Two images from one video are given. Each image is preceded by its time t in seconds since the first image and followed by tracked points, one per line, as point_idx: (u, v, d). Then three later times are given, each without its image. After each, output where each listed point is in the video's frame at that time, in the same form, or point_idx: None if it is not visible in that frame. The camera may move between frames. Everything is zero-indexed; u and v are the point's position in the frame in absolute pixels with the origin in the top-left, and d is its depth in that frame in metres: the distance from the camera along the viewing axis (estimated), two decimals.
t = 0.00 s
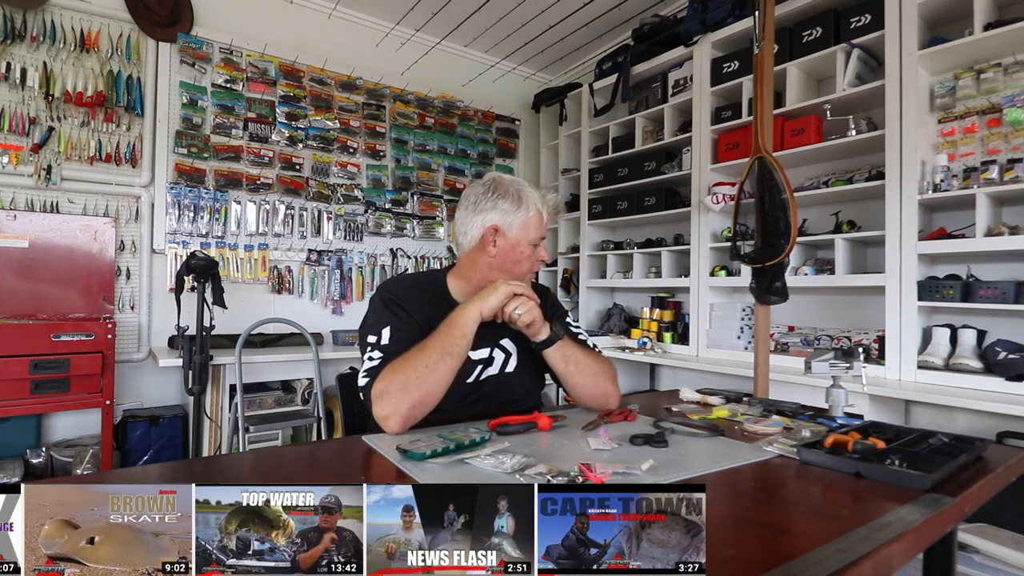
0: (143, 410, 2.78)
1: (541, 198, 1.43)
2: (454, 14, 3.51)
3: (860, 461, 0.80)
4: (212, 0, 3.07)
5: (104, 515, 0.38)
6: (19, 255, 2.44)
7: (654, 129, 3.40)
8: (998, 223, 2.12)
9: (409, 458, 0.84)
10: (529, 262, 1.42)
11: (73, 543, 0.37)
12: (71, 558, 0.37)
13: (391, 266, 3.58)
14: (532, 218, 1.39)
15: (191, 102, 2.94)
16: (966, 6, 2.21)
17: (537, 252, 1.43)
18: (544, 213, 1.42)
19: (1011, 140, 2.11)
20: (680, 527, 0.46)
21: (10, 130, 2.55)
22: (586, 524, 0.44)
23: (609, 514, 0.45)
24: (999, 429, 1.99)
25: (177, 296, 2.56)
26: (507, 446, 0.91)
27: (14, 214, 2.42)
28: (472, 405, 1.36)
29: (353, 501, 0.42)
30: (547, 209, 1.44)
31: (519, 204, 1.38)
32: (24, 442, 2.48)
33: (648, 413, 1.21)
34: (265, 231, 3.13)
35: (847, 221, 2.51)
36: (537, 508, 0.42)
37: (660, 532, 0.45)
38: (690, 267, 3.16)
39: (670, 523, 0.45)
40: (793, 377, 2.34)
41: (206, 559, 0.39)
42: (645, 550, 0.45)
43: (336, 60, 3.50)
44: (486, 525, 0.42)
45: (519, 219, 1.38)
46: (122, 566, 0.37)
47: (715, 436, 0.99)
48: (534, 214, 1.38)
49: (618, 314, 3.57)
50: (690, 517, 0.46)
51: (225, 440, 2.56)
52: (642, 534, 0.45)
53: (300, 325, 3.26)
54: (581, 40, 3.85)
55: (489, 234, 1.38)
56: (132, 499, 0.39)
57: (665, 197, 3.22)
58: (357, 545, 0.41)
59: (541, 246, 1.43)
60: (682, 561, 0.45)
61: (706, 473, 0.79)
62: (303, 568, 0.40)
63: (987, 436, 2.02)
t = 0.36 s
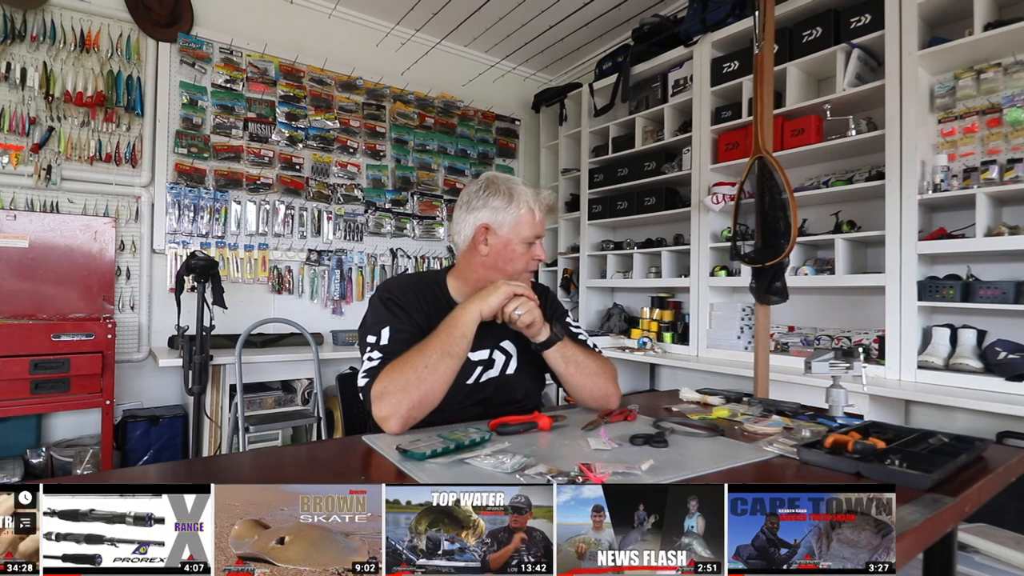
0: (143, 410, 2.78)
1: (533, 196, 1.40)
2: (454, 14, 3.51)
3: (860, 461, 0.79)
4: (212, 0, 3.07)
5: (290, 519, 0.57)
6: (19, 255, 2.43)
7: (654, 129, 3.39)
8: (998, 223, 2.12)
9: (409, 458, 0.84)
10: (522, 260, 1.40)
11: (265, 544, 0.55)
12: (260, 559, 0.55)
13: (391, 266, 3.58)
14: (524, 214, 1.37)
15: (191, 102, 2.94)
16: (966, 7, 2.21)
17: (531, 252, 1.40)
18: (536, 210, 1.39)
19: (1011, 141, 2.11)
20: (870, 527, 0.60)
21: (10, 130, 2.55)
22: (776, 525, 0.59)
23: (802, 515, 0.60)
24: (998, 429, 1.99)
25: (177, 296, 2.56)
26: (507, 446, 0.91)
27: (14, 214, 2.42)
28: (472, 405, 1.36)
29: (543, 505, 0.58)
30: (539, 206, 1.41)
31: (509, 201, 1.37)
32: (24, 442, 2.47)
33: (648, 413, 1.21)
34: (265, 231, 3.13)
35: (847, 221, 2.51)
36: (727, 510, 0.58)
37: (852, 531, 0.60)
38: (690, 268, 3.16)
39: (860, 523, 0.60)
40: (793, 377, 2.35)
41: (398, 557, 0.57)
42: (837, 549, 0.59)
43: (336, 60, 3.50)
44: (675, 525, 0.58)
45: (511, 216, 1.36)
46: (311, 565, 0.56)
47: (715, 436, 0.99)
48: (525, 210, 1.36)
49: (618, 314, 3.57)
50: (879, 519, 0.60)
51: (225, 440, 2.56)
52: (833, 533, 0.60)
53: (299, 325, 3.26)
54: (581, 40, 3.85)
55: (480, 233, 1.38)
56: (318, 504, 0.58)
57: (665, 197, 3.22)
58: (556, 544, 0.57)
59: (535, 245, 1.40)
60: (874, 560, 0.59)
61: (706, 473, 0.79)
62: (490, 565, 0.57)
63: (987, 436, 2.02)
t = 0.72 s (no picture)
0: (143, 410, 2.78)
1: (523, 190, 1.38)
2: (454, 14, 3.51)
3: (859, 461, 0.78)
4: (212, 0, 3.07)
5: (419, 519, 0.60)
6: (19, 255, 2.43)
7: (654, 129, 3.39)
8: (998, 223, 2.12)
9: (409, 458, 0.84)
10: (513, 258, 1.38)
11: (395, 544, 0.58)
12: (389, 559, 0.58)
13: (391, 266, 3.58)
14: (515, 211, 1.35)
15: (191, 102, 2.94)
16: (966, 7, 2.21)
17: (520, 250, 1.37)
18: (524, 208, 1.36)
19: (1011, 140, 2.11)
20: (1001, 527, 0.62)
21: (10, 130, 2.55)
22: (906, 525, 0.61)
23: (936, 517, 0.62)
24: (998, 429, 1.99)
25: (177, 296, 2.56)
26: (507, 446, 0.91)
27: (14, 214, 2.42)
28: (472, 405, 1.36)
29: (672, 505, 0.59)
30: (528, 204, 1.37)
31: (498, 197, 1.37)
32: (24, 442, 2.47)
33: (648, 413, 1.21)
34: (265, 231, 3.13)
35: (847, 221, 2.51)
36: (857, 511, 0.60)
37: (984, 531, 0.62)
38: (690, 268, 3.16)
39: (992, 522, 0.62)
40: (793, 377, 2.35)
41: (528, 557, 0.58)
42: (967, 548, 0.61)
43: (337, 60, 3.50)
44: (805, 526, 0.60)
45: (500, 211, 1.36)
46: (441, 566, 0.57)
47: (715, 436, 0.99)
48: (514, 207, 1.35)
49: (618, 314, 3.56)
50: (1010, 519, 0.62)
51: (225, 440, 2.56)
52: (966, 535, 0.62)
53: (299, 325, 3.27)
54: (581, 40, 3.85)
55: (470, 231, 1.39)
56: (448, 504, 0.60)
57: (665, 197, 3.22)
58: (686, 544, 0.59)
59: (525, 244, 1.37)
60: (1004, 560, 0.62)
61: (706, 473, 0.79)
62: (623, 566, 0.58)
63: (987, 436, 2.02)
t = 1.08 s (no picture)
0: (143, 410, 2.78)
1: (506, 186, 1.35)
2: (454, 14, 3.51)
3: (860, 461, 0.78)
4: (212, 0, 3.07)
5: (419, 520, 0.60)
6: (19, 255, 2.43)
7: (654, 129, 3.39)
8: (998, 223, 2.12)
9: (410, 458, 0.84)
10: (496, 257, 1.34)
11: (395, 544, 0.58)
12: (390, 559, 0.58)
13: (391, 266, 3.58)
14: (495, 208, 1.33)
15: (191, 102, 2.94)
16: (966, 7, 2.21)
17: (503, 248, 1.33)
18: (504, 204, 1.33)
19: (1011, 141, 2.11)
20: (1000, 527, 0.62)
21: (10, 130, 2.55)
22: (906, 525, 0.61)
23: (935, 516, 0.62)
24: (998, 429, 1.99)
25: (177, 296, 2.56)
26: (507, 446, 0.91)
27: (14, 214, 2.42)
28: (473, 405, 1.36)
29: (673, 505, 0.59)
30: (510, 200, 1.34)
31: (483, 191, 1.36)
32: (24, 442, 2.47)
33: (648, 413, 1.21)
34: (265, 231, 3.13)
35: (847, 221, 2.51)
36: (857, 511, 0.60)
37: (982, 531, 0.62)
38: (690, 268, 3.16)
39: (991, 522, 0.62)
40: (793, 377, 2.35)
41: (528, 557, 0.58)
42: (967, 549, 0.61)
43: (336, 60, 3.50)
44: (805, 526, 0.60)
45: (482, 208, 1.35)
46: (441, 566, 0.57)
47: (715, 436, 0.99)
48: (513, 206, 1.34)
49: (618, 314, 3.56)
50: (1009, 519, 0.62)
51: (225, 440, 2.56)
52: (965, 534, 0.62)
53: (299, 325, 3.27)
54: (581, 40, 3.85)
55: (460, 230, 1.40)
56: (448, 504, 0.60)
57: (665, 197, 3.22)
58: (686, 543, 0.59)
59: (507, 242, 1.33)
60: (1003, 560, 0.62)
61: (706, 473, 0.79)
62: (622, 566, 0.58)
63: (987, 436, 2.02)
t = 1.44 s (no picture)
0: (143, 410, 2.78)
1: (506, 185, 1.35)
2: (454, 14, 3.51)
3: (860, 461, 0.78)
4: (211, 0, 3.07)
5: (420, 520, 0.60)
6: (19, 255, 2.43)
7: (654, 129, 3.39)
8: (998, 223, 2.12)
9: (410, 458, 0.84)
10: (496, 259, 1.35)
11: (396, 544, 0.58)
12: (389, 559, 0.58)
13: (391, 266, 3.59)
14: (496, 208, 1.33)
15: (191, 102, 2.94)
16: (966, 7, 2.21)
17: (503, 248, 1.34)
18: (505, 204, 1.33)
19: (1011, 140, 2.11)
20: (1000, 527, 0.61)
21: (10, 130, 2.55)
22: (907, 525, 0.61)
23: (933, 516, 0.62)
24: (998, 429, 1.99)
25: (177, 296, 2.55)
26: (507, 446, 0.91)
27: (14, 214, 2.42)
28: (473, 405, 1.36)
29: (673, 505, 0.59)
30: (511, 199, 1.34)
31: (483, 191, 1.36)
32: (23, 442, 2.47)
33: (648, 413, 1.21)
34: (265, 231, 3.13)
35: (847, 221, 2.51)
36: (858, 511, 0.60)
37: (982, 531, 0.62)
38: (690, 268, 3.16)
39: (990, 522, 0.62)
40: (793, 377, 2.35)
41: (528, 557, 0.58)
42: (968, 549, 0.61)
43: (336, 60, 3.50)
44: (806, 526, 0.60)
45: (483, 208, 1.34)
46: (441, 565, 0.58)
47: (714, 436, 0.99)
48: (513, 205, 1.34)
49: (618, 314, 3.56)
50: (1010, 519, 0.61)
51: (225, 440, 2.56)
52: (965, 534, 0.62)
53: (299, 325, 3.26)
54: (581, 40, 3.85)
55: (460, 230, 1.40)
56: (448, 504, 0.60)
57: (666, 197, 3.22)
58: (686, 543, 0.59)
59: (508, 241, 1.34)
60: (1002, 560, 0.62)
61: (706, 473, 0.79)
62: (620, 566, 0.58)
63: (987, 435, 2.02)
